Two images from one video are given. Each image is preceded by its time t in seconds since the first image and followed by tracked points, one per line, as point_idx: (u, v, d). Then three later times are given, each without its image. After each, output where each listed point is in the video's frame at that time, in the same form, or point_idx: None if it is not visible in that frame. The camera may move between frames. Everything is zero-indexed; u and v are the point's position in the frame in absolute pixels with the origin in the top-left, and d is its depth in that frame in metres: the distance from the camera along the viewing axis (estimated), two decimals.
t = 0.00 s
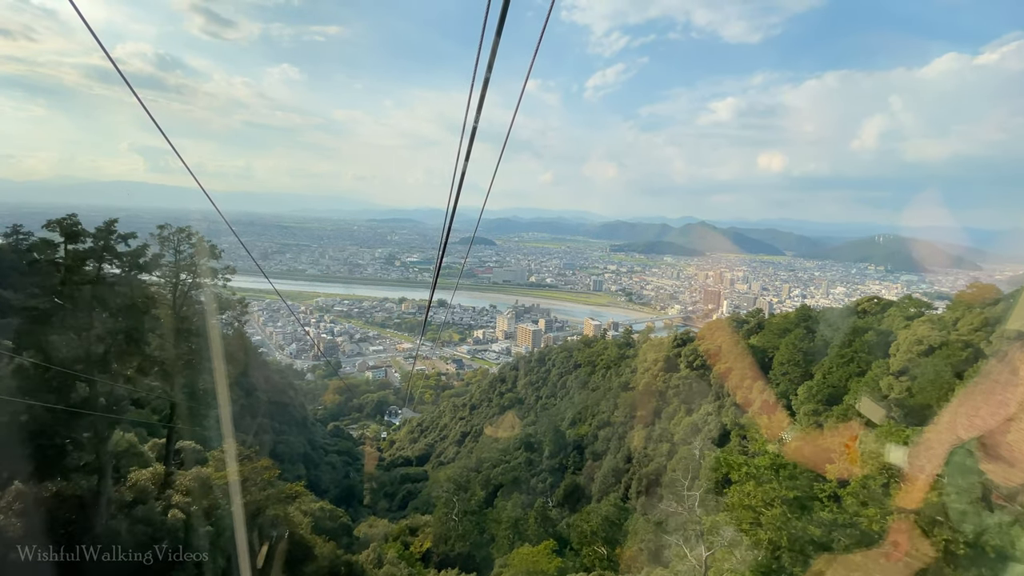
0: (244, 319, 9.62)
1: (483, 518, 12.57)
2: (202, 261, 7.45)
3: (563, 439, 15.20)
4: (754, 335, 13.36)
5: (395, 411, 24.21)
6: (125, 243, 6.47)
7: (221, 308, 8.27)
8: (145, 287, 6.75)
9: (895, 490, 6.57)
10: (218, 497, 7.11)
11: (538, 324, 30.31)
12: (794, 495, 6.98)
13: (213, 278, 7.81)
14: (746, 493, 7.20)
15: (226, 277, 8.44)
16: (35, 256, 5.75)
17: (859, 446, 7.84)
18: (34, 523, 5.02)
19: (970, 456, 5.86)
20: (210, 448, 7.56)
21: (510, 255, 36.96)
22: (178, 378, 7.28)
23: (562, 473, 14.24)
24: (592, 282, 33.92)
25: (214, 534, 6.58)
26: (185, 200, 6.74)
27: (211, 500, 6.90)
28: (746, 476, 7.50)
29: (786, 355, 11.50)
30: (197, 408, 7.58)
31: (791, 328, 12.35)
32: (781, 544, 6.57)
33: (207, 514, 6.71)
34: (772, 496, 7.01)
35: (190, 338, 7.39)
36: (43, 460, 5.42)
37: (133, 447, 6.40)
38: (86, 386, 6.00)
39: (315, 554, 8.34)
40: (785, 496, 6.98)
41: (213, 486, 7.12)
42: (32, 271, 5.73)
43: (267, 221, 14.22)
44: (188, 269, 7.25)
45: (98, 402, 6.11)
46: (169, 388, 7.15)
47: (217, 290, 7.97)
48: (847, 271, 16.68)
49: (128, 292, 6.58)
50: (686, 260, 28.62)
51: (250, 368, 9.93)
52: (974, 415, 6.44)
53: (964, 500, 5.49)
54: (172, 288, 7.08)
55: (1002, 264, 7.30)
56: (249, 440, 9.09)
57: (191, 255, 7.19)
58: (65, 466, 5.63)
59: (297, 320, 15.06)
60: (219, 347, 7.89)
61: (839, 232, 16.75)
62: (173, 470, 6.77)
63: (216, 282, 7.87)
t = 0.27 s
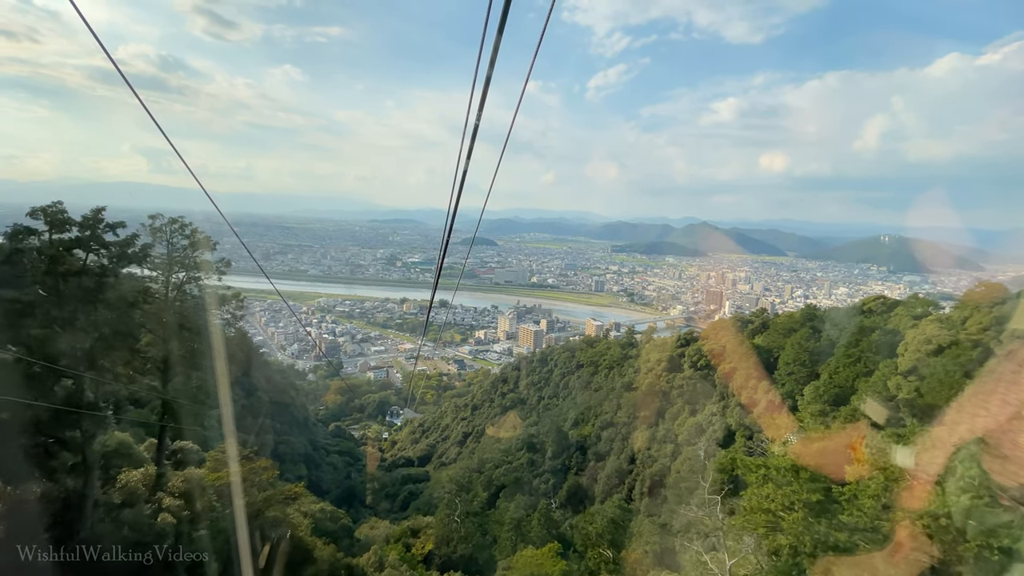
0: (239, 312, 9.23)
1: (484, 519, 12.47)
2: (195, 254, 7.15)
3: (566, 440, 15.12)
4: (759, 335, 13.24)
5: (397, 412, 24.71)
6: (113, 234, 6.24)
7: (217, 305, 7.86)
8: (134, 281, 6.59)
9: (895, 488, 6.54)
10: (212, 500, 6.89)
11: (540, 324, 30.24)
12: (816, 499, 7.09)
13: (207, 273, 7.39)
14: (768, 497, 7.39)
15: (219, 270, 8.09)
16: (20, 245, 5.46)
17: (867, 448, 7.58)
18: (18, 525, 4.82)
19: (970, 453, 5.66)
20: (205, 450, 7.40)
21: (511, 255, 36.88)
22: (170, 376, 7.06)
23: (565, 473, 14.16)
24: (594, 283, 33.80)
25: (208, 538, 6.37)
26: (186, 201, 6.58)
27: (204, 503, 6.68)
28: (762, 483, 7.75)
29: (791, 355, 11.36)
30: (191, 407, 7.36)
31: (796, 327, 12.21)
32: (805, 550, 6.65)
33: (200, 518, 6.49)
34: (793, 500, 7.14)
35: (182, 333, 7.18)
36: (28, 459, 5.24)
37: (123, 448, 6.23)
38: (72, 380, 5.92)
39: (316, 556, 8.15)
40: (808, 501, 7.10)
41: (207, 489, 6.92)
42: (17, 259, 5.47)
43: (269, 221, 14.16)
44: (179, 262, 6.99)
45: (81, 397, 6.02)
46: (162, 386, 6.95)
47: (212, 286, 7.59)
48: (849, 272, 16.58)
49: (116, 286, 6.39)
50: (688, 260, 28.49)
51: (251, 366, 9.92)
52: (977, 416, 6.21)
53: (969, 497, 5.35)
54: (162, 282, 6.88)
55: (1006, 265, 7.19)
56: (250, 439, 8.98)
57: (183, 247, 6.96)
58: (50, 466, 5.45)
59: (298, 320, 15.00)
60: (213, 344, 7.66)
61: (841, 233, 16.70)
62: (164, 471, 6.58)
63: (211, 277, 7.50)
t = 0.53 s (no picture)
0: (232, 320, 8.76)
1: (486, 520, 12.38)
2: (188, 245, 6.99)
3: (568, 440, 15.05)
4: (763, 335, 13.15)
5: (398, 412, 24.43)
6: (100, 220, 5.92)
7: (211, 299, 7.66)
8: (123, 272, 6.27)
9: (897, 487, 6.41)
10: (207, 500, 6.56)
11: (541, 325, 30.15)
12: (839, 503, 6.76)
13: (199, 263, 7.23)
14: (787, 500, 7.11)
15: (215, 263, 7.57)
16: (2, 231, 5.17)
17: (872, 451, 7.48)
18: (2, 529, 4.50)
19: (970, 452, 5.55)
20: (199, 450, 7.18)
21: (513, 255, 36.80)
22: (160, 372, 6.87)
23: (566, 474, 14.10)
24: (595, 283, 33.73)
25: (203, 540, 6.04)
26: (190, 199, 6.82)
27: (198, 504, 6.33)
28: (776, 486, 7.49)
29: (796, 355, 11.26)
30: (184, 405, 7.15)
31: (801, 327, 12.06)
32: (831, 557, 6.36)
33: (194, 520, 6.15)
34: (815, 504, 6.84)
35: (173, 327, 6.98)
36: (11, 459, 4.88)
37: (112, 447, 5.89)
38: (56, 376, 5.48)
39: (316, 557, 8.07)
40: (831, 505, 6.77)
41: (201, 489, 6.59)
42: None
43: (271, 221, 14.10)
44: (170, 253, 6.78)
45: (66, 395, 5.60)
46: (152, 384, 6.76)
47: (204, 278, 7.42)
48: (851, 273, 16.49)
49: (102, 276, 6.05)
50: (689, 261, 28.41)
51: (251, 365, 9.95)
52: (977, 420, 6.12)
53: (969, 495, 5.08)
54: (151, 273, 6.60)
55: (1009, 265, 7.06)
56: (249, 439, 8.86)
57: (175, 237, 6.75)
58: (34, 466, 5.08)
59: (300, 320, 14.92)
60: (204, 339, 7.52)
61: (842, 234, 16.67)
62: (155, 472, 6.24)
63: (204, 268, 7.35)
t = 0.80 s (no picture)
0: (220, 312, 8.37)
1: (488, 522, 12.28)
2: (179, 235, 6.96)
3: (569, 440, 14.97)
4: (767, 335, 13.01)
5: (398, 411, 24.78)
6: (85, 206, 5.95)
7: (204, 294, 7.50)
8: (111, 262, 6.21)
9: (899, 482, 6.21)
10: (199, 501, 6.32)
11: (542, 325, 30.04)
12: (867, 507, 6.16)
13: (191, 253, 7.15)
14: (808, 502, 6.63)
15: (209, 254, 7.41)
16: None
17: (870, 450, 7.23)
18: None
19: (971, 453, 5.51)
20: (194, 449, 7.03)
21: (513, 255, 36.70)
22: (150, 367, 6.79)
23: (568, 474, 14.02)
24: (596, 282, 33.61)
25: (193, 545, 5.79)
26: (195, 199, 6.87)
27: (188, 506, 6.08)
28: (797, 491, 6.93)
29: (800, 354, 11.15)
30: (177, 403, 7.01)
31: (804, 326, 11.92)
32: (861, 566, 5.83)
33: (184, 523, 5.90)
34: (839, 508, 6.35)
35: (162, 320, 6.90)
36: None
37: (99, 446, 5.74)
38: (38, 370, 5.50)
39: (316, 559, 7.99)
40: (857, 509, 6.18)
41: (193, 491, 6.37)
42: None
43: (271, 221, 14.01)
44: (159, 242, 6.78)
45: (48, 390, 5.51)
46: (142, 379, 6.67)
47: (196, 270, 7.32)
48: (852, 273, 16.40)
49: (87, 267, 5.98)
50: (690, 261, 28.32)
51: (250, 365, 10.03)
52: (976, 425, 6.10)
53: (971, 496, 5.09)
54: (138, 263, 6.54)
55: (1010, 266, 6.97)
56: (248, 439, 8.77)
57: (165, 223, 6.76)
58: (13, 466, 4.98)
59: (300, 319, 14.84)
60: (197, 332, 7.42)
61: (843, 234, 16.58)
62: (143, 472, 6.02)
63: (196, 259, 7.25)
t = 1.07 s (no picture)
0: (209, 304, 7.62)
1: (489, 523, 12.19)
2: (169, 224, 6.26)
3: (570, 440, 14.89)
4: (769, 334, 12.86)
5: (398, 411, 24.73)
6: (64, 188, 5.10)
7: (194, 286, 6.85)
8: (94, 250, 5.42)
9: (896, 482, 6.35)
10: (190, 501, 5.92)
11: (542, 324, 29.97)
12: (893, 510, 6.18)
13: (183, 243, 6.48)
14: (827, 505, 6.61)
15: (200, 244, 6.76)
16: None
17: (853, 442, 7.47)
18: None
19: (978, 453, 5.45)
20: (189, 449, 6.55)
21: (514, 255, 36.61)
22: (137, 364, 6.00)
23: (569, 474, 13.96)
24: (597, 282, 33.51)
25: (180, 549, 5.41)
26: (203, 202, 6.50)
27: (177, 507, 5.65)
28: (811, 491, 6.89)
29: (804, 353, 11.02)
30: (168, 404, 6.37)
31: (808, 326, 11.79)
32: (887, 569, 5.79)
33: (173, 524, 5.49)
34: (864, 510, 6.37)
35: (154, 313, 6.17)
36: None
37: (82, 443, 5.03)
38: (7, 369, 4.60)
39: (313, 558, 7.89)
40: (882, 511, 6.21)
41: (185, 491, 5.94)
42: None
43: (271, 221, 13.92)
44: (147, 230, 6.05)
45: (27, 382, 4.77)
46: (130, 377, 5.89)
47: (188, 261, 6.64)
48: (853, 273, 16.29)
49: (67, 251, 5.20)
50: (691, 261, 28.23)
51: (249, 366, 9.94)
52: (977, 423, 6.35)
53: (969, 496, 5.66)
54: (127, 252, 5.77)
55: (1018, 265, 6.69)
56: (245, 439, 8.64)
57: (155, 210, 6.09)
58: None
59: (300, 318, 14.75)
60: (185, 326, 6.82)
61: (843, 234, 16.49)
62: (130, 471, 5.37)
63: (188, 249, 6.57)
